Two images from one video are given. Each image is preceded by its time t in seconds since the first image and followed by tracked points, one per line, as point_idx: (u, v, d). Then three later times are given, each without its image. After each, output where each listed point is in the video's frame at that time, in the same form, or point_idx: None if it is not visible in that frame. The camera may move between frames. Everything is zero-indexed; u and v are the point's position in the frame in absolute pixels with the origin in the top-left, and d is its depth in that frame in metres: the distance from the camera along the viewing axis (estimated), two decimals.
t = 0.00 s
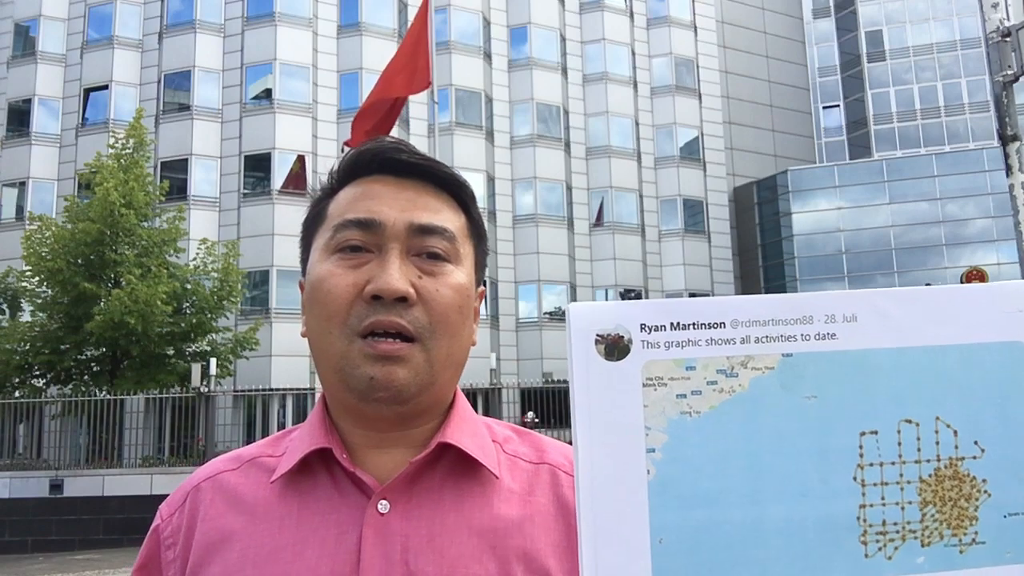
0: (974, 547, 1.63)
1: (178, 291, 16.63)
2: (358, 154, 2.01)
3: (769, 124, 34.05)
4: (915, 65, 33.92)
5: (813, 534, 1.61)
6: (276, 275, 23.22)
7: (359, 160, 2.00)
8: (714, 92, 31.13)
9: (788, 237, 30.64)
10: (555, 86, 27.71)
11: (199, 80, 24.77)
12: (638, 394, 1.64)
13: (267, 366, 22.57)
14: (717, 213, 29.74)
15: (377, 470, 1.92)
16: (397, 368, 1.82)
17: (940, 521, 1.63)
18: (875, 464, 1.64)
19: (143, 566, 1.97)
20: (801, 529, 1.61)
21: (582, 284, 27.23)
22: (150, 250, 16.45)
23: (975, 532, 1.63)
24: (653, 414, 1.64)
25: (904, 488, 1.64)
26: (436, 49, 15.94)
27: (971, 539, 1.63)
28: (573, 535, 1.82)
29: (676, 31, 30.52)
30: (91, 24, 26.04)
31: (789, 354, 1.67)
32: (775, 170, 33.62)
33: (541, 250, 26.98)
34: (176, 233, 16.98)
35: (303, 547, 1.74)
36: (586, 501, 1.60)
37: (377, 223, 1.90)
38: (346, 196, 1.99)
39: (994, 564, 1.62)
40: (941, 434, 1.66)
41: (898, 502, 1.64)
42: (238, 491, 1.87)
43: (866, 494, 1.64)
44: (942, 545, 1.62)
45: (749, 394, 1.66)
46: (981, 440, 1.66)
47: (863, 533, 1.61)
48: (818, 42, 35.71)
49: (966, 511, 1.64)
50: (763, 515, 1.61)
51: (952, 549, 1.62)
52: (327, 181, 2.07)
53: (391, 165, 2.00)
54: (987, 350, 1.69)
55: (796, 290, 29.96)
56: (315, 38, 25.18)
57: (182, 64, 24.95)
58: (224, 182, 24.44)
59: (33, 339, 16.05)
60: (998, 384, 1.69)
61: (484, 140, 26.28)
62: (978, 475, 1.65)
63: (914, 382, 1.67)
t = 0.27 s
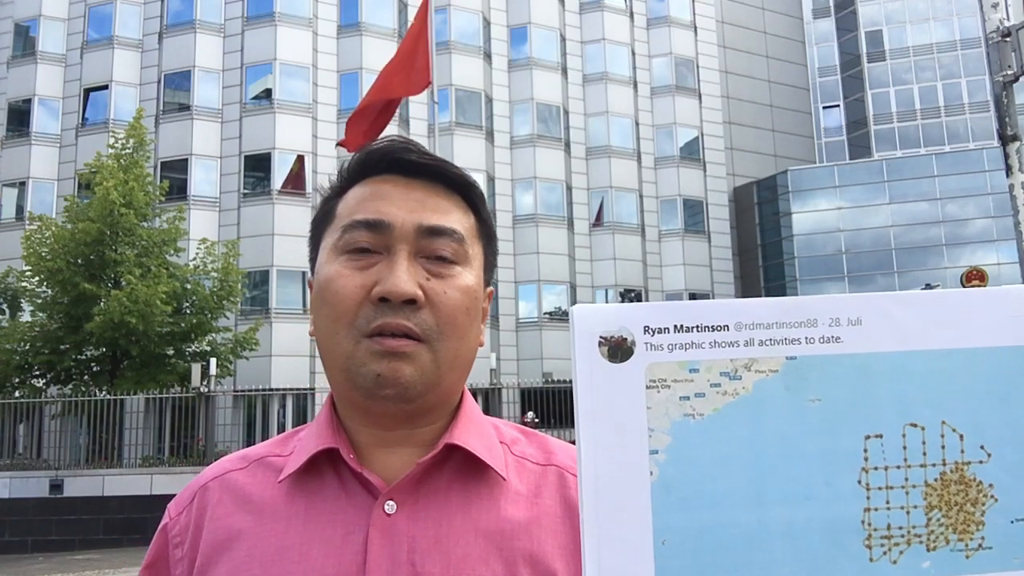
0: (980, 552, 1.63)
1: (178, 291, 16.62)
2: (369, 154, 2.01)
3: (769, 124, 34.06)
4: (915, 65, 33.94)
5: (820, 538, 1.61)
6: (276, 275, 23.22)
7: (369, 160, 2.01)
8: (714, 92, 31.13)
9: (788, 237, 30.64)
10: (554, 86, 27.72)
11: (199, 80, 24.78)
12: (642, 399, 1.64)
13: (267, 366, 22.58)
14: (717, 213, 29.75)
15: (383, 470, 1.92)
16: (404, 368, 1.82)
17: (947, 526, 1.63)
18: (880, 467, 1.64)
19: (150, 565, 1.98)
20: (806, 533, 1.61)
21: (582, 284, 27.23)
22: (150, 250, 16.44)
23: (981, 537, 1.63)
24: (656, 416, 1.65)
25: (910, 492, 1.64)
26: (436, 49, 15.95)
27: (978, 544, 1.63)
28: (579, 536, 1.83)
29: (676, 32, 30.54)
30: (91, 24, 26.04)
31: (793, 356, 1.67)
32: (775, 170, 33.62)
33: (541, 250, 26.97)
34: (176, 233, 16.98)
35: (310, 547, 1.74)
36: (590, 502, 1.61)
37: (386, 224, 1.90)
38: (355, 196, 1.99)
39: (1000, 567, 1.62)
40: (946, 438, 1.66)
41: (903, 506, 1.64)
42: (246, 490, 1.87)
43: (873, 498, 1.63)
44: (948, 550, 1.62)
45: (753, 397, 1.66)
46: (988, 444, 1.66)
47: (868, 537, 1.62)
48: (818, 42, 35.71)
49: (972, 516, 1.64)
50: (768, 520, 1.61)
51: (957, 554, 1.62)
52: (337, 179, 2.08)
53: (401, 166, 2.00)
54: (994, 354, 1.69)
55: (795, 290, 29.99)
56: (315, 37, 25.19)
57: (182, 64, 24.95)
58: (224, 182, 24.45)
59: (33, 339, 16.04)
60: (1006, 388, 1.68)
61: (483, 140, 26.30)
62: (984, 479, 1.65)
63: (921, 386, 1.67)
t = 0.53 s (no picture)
0: (982, 553, 1.61)
1: (178, 291, 16.62)
2: (377, 152, 2.01)
3: (769, 124, 34.05)
4: (915, 65, 33.94)
5: (823, 540, 1.60)
6: (276, 275, 23.22)
7: (377, 159, 2.01)
8: (714, 92, 31.13)
9: (788, 237, 30.64)
10: (555, 86, 27.72)
11: (199, 80, 24.77)
12: (641, 402, 1.65)
13: (267, 365, 22.58)
14: (717, 213, 29.74)
15: (388, 470, 1.92)
16: (411, 368, 1.82)
17: (948, 526, 1.61)
18: (881, 468, 1.64)
19: (156, 566, 1.98)
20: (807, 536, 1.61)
21: (582, 284, 27.23)
22: (150, 250, 16.44)
23: (984, 537, 1.62)
24: (655, 418, 1.66)
25: (911, 492, 1.63)
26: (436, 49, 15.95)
27: (979, 544, 1.61)
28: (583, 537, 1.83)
29: (676, 32, 30.54)
30: (91, 24, 26.02)
31: (793, 358, 1.67)
32: (775, 170, 33.63)
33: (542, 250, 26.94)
34: (176, 233, 16.98)
35: (316, 547, 1.74)
36: (590, 503, 1.61)
37: (395, 224, 1.90)
38: (365, 195, 2.00)
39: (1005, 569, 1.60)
40: (948, 438, 1.65)
41: (906, 506, 1.62)
42: (252, 489, 1.88)
43: (872, 499, 1.63)
44: (949, 551, 1.61)
45: (753, 399, 1.67)
46: (988, 444, 1.65)
47: (870, 538, 1.61)
48: (818, 42, 35.72)
49: (974, 516, 1.62)
50: (770, 522, 1.61)
51: (959, 555, 1.61)
52: (346, 179, 2.08)
53: (411, 167, 2.00)
54: (994, 354, 1.68)
55: (795, 290, 29.99)
56: (315, 37, 25.18)
57: (182, 64, 24.94)
58: (224, 182, 24.44)
59: (33, 339, 16.04)
60: (1007, 387, 1.67)
61: (483, 140, 26.32)
62: (985, 479, 1.64)
63: (921, 386, 1.67)
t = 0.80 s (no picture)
0: (1005, 567, 1.51)
1: (177, 291, 16.63)
2: (432, 152, 2.00)
3: (769, 124, 34.06)
4: (915, 65, 33.94)
5: (838, 550, 1.53)
6: (276, 275, 23.23)
7: (433, 159, 2.00)
8: (714, 92, 31.12)
9: (788, 237, 30.65)
10: (555, 86, 27.74)
11: (199, 80, 24.77)
12: (655, 398, 1.58)
13: (267, 365, 22.60)
14: (717, 213, 29.75)
15: (393, 469, 1.92)
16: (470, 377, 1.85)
17: (971, 538, 1.52)
18: (903, 475, 1.55)
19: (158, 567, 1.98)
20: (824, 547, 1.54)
21: (582, 284, 27.24)
22: (150, 249, 16.44)
23: (1007, 551, 1.52)
24: (670, 416, 1.59)
25: (935, 502, 1.54)
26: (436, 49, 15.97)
27: (1003, 558, 1.51)
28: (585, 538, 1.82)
29: (676, 32, 30.55)
30: (91, 24, 26.01)
31: (817, 356, 1.59)
32: (775, 170, 33.65)
33: (542, 250, 26.95)
34: (176, 233, 16.99)
35: (317, 546, 1.74)
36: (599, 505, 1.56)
37: (459, 231, 1.91)
38: (418, 194, 1.98)
39: None
40: (975, 446, 1.55)
41: (927, 515, 1.54)
42: (254, 490, 1.88)
43: (894, 507, 1.55)
44: (972, 564, 1.51)
45: (772, 398, 1.60)
46: (1018, 454, 1.54)
47: (888, 547, 1.53)
48: (818, 42, 35.73)
49: (999, 528, 1.52)
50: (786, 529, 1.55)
51: (982, 568, 1.51)
52: (390, 171, 2.04)
53: (465, 174, 2.02)
54: None
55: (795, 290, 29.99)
56: (315, 37, 25.19)
57: (182, 64, 24.95)
58: (224, 182, 24.44)
59: (32, 339, 16.05)
60: None
61: (483, 140, 26.34)
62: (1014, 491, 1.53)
63: (950, 390, 1.57)
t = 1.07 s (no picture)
0: (994, 562, 1.50)
1: (177, 291, 16.63)
2: (425, 150, 2.00)
3: (769, 124, 34.04)
4: (915, 65, 33.94)
5: (825, 548, 1.52)
6: (276, 275, 23.23)
7: (426, 158, 2.00)
8: (714, 92, 31.12)
9: (788, 237, 30.63)
10: (555, 86, 27.74)
11: (199, 80, 24.77)
12: (636, 400, 1.58)
13: (267, 365, 22.60)
14: (717, 213, 29.74)
15: (396, 470, 1.93)
16: (466, 373, 1.84)
17: (957, 533, 1.52)
18: (888, 472, 1.55)
19: (160, 566, 1.98)
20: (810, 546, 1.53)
21: (582, 284, 27.24)
22: (150, 249, 16.44)
23: (995, 545, 1.51)
24: (651, 417, 1.59)
25: (919, 497, 1.54)
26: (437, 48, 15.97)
27: (990, 553, 1.51)
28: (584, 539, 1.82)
29: (676, 32, 30.54)
30: (91, 25, 26.00)
31: (797, 355, 1.59)
32: (775, 170, 33.61)
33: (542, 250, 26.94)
34: (176, 233, 16.99)
35: (320, 545, 1.75)
36: (582, 506, 1.56)
37: (453, 227, 1.90)
38: (413, 192, 1.99)
39: None
40: (958, 442, 1.54)
41: (912, 512, 1.53)
42: (257, 489, 1.89)
43: (879, 504, 1.54)
44: (959, 560, 1.50)
45: (753, 398, 1.59)
46: (1002, 448, 1.54)
47: (874, 545, 1.52)
48: (818, 42, 35.74)
49: (985, 523, 1.52)
50: (771, 529, 1.53)
51: (969, 563, 1.50)
52: (385, 171, 2.05)
53: (458, 171, 2.02)
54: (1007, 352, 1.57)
55: (795, 290, 29.99)
56: (315, 37, 25.18)
57: (182, 64, 24.95)
58: (224, 182, 24.44)
59: (33, 339, 16.06)
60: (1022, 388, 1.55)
61: (484, 140, 26.34)
62: (997, 484, 1.53)
63: (931, 385, 1.57)
